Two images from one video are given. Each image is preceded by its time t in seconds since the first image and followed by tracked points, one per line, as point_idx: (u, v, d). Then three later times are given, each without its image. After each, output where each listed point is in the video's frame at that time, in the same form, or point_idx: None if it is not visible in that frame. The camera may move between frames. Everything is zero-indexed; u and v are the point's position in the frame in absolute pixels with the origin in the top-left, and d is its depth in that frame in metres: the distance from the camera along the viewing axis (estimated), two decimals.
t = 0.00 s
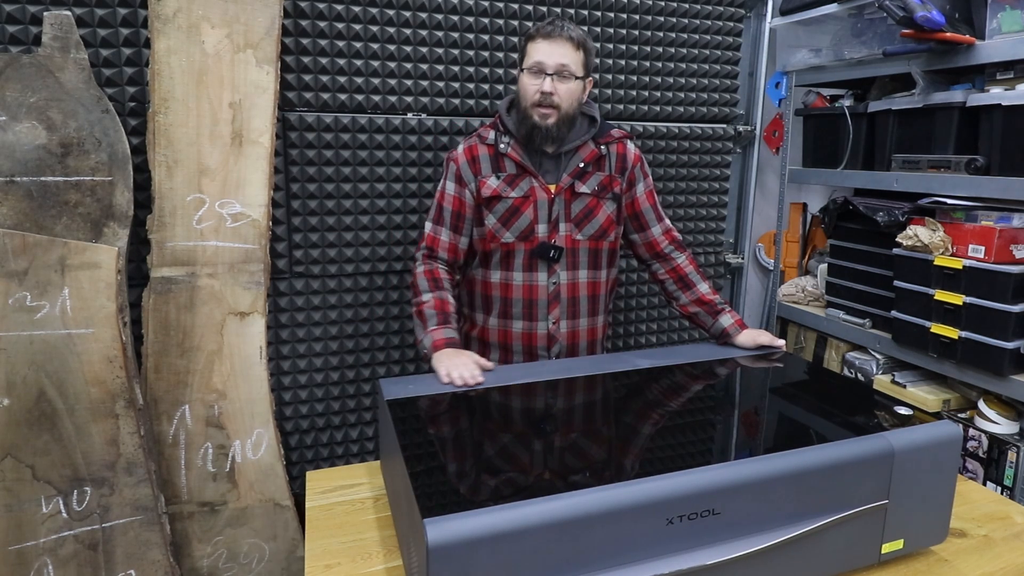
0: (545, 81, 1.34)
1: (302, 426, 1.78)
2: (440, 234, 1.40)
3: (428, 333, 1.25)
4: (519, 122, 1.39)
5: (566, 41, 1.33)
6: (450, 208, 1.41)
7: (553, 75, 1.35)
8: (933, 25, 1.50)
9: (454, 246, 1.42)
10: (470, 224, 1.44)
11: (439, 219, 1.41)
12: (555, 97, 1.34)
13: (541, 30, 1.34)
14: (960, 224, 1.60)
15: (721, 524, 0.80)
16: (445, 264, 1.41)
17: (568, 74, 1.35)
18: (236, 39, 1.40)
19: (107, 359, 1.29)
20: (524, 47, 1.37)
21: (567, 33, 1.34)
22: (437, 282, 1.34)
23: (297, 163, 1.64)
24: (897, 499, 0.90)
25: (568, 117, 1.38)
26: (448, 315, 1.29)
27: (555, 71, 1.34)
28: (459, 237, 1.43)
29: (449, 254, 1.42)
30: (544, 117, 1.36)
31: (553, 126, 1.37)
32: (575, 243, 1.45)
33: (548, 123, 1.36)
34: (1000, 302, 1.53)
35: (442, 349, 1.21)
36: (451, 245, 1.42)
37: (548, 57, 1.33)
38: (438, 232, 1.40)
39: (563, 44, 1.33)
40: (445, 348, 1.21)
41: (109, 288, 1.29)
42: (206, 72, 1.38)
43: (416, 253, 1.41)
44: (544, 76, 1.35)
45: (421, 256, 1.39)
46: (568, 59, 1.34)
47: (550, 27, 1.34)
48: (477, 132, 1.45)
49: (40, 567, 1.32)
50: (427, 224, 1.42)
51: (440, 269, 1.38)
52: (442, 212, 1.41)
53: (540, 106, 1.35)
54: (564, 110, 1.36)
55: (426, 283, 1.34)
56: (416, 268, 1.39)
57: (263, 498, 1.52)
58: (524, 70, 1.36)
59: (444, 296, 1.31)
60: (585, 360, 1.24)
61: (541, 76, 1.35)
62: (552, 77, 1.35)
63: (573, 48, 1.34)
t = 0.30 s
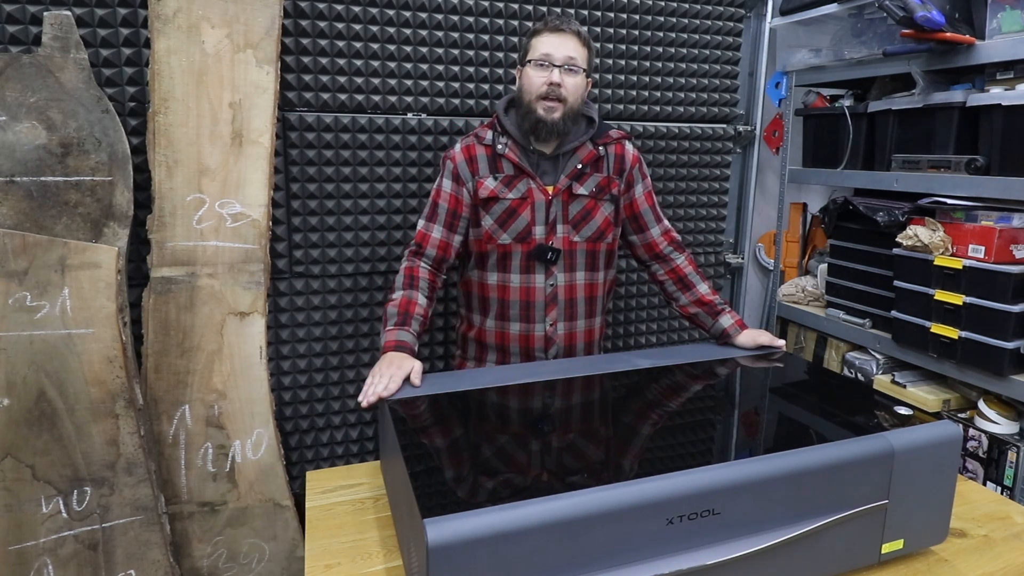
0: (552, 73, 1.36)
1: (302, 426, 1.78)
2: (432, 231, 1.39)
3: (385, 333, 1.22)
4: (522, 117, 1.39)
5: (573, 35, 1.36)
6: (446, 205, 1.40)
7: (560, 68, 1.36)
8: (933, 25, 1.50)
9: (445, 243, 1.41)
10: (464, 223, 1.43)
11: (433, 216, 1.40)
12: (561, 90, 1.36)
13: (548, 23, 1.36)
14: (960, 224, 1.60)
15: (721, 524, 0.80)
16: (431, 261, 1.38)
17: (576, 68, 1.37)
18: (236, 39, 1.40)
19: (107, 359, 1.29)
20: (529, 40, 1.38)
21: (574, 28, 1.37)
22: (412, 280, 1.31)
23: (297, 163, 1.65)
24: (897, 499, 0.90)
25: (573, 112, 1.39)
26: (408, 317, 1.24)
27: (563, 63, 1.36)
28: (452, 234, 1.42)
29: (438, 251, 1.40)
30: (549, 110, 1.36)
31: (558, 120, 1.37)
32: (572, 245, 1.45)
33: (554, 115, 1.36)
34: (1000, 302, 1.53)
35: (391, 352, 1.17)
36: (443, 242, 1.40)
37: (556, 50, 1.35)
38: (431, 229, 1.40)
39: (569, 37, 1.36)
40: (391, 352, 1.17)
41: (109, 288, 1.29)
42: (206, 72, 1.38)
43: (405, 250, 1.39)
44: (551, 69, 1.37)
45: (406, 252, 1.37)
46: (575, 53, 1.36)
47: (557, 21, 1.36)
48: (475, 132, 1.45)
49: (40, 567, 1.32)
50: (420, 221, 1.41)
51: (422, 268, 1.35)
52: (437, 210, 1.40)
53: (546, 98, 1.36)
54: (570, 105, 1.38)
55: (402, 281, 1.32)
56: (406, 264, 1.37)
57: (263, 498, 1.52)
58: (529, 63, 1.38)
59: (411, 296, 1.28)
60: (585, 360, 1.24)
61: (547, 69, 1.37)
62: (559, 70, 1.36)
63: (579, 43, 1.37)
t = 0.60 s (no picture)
0: (550, 85, 1.33)
1: (302, 426, 1.78)
2: (433, 229, 1.38)
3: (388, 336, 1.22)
4: (521, 126, 1.39)
5: (570, 43, 1.32)
6: (446, 203, 1.39)
7: (557, 79, 1.34)
8: (933, 25, 1.50)
9: (447, 241, 1.39)
10: (463, 221, 1.42)
11: (434, 213, 1.39)
12: (560, 100, 1.33)
13: (542, 33, 1.32)
14: (960, 224, 1.60)
15: (720, 524, 0.80)
16: (433, 261, 1.36)
17: (572, 78, 1.34)
18: (236, 39, 1.40)
19: (107, 359, 1.29)
20: (524, 50, 1.35)
21: (571, 36, 1.32)
22: (414, 281, 1.31)
23: (298, 163, 1.65)
24: (897, 499, 0.90)
25: (570, 119, 1.38)
26: (410, 319, 1.24)
27: (560, 75, 1.33)
28: (454, 232, 1.41)
29: (440, 250, 1.38)
30: (548, 118, 1.35)
31: (558, 128, 1.36)
32: (567, 249, 1.45)
33: (553, 125, 1.35)
34: (1000, 302, 1.53)
35: (393, 356, 1.16)
36: (444, 240, 1.39)
37: (553, 62, 1.32)
38: (432, 226, 1.38)
39: (566, 47, 1.32)
40: (394, 355, 1.16)
41: (109, 288, 1.29)
42: (206, 72, 1.38)
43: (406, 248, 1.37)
44: (548, 81, 1.34)
45: (410, 251, 1.36)
46: (572, 63, 1.32)
47: (552, 30, 1.32)
48: (473, 130, 1.45)
49: (40, 567, 1.32)
50: (421, 219, 1.40)
51: (424, 267, 1.34)
52: (437, 207, 1.39)
53: (545, 109, 1.33)
54: (568, 113, 1.36)
55: (404, 281, 1.31)
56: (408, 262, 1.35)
57: (263, 498, 1.52)
58: (526, 74, 1.35)
59: (412, 297, 1.28)
60: (584, 360, 1.24)
61: (544, 81, 1.34)
62: (556, 82, 1.34)
63: (577, 51, 1.33)
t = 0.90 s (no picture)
0: (538, 81, 1.33)
1: (302, 426, 1.78)
2: (431, 225, 1.38)
3: (388, 336, 1.22)
4: (515, 125, 1.38)
5: (557, 37, 1.31)
6: (445, 198, 1.40)
7: (545, 73, 1.33)
8: (933, 25, 1.50)
9: (445, 237, 1.40)
10: (461, 218, 1.42)
11: (431, 208, 1.39)
12: (551, 96, 1.32)
13: (530, 29, 1.33)
14: (959, 224, 1.60)
15: (721, 524, 0.80)
16: (431, 257, 1.37)
17: (562, 72, 1.33)
18: (236, 39, 1.40)
19: (107, 359, 1.29)
20: (516, 47, 1.35)
21: (556, 30, 1.32)
22: (413, 280, 1.31)
23: (298, 163, 1.64)
24: (897, 499, 0.90)
25: (565, 117, 1.36)
26: (411, 319, 1.24)
27: (547, 70, 1.33)
28: (452, 228, 1.41)
29: (438, 246, 1.38)
30: (541, 117, 1.34)
31: (552, 126, 1.36)
32: (561, 252, 1.45)
33: (546, 123, 1.35)
34: (1000, 302, 1.53)
35: (393, 357, 1.16)
36: (442, 236, 1.39)
37: (540, 57, 1.32)
38: (430, 222, 1.38)
39: (553, 41, 1.31)
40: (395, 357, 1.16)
41: (109, 288, 1.29)
42: (206, 72, 1.38)
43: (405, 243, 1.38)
44: (537, 78, 1.34)
45: (408, 247, 1.36)
46: (559, 57, 1.32)
47: (539, 26, 1.33)
48: (474, 125, 1.44)
49: (40, 567, 1.32)
50: (419, 214, 1.40)
51: (422, 265, 1.34)
52: (436, 202, 1.40)
53: (537, 107, 1.33)
54: (562, 109, 1.35)
55: (403, 280, 1.31)
56: (407, 255, 1.35)
57: (263, 498, 1.52)
58: (516, 72, 1.35)
59: (413, 297, 1.28)
60: (585, 360, 1.24)
61: (534, 78, 1.34)
62: (545, 77, 1.33)
63: (564, 44, 1.32)
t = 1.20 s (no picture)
0: (541, 78, 1.33)
1: (302, 426, 1.78)
2: (421, 222, 1.38)
3: (379, 336, 1.21)
4: (513, 119, 1.37)
5: (563, 36, 1.31)
6: (435, 195, 1.39)
7: (549, 71, 1.33)
8: (933, 25, 1.50)
9: (436, 235, 1.40)
10: (452, 215, 1.42)
11: (422, 206, 1.39)
12: (552, 95, 1.32)
13: (536, 25, 1.32)
14: (960, 224, 1.60)
15: (721, 524, 0.80)
16: (422, 256, 1.37)
17: (565, 72, 1.33)
18: (236, 39, 1.40)
19: (107, 359, 1.29)
20: (518, 41, 1.34)
21: (563, 29, 1.32)
22: (404, 278, 1.30)
23: (297, 163, 1.64)
24: (897, 499, 0.90)
25: (565, 115, 1.37)
26: (404, 318, 1.24)
27: (551, 68, 1.32)
28: (442, 226, 1.41)
29: (429, 244, 1.38)
30: (540, 113, 1.34)
31: (549, 123, 1.35)
32: (554, 251, 1.45)
33: (545, 119, 1.34)
34: (1000, 302, 1.53)
35: (387, 358, 1.16)
36: (433, 234, 1.39)
37: (544, 55, 1.32)
38: (421, 219, 1.38)
39: (559, 40, 1.31)
40: (387, 357, 1.16)
41: (109, 288, 1.29)
42: (206, 72, 1.38)
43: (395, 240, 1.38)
44: (540, 75, 1.33)
45: (398, 245, 1.36)
46: (563, 57, 1.32)
47: (546, 23, 1.32)
48: (467, 122, 1.44)
49: (40, 567, 1.32)
50: (410, 211, 1.40)
51: (413, 263, 1.34)
52: (427, 199, 1.39)
53: (536, 103, 1.33)
54: (562, 108, 1.35)
55: (394, 278, 1.30)
56: (398, 253, 1.35)
57: (263, 498, 1.52)
58: (518, 67, 1.35)
59: (403, 296, 1.27)
60: (585, 360, 1.24)
61: (536, 75, 1.34)
62: (548, 75, 1.33)
63: (570, 44, 1.32)
